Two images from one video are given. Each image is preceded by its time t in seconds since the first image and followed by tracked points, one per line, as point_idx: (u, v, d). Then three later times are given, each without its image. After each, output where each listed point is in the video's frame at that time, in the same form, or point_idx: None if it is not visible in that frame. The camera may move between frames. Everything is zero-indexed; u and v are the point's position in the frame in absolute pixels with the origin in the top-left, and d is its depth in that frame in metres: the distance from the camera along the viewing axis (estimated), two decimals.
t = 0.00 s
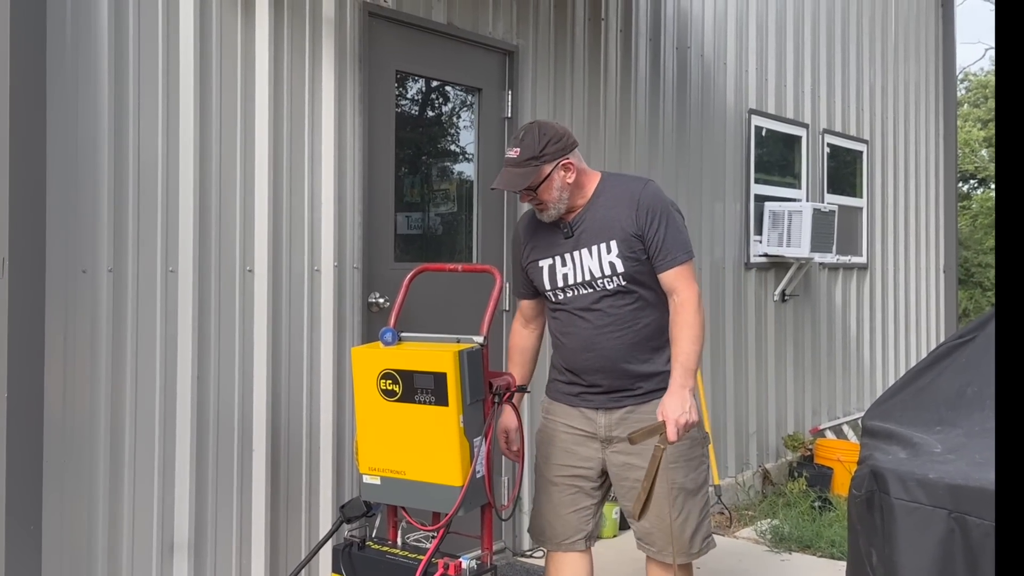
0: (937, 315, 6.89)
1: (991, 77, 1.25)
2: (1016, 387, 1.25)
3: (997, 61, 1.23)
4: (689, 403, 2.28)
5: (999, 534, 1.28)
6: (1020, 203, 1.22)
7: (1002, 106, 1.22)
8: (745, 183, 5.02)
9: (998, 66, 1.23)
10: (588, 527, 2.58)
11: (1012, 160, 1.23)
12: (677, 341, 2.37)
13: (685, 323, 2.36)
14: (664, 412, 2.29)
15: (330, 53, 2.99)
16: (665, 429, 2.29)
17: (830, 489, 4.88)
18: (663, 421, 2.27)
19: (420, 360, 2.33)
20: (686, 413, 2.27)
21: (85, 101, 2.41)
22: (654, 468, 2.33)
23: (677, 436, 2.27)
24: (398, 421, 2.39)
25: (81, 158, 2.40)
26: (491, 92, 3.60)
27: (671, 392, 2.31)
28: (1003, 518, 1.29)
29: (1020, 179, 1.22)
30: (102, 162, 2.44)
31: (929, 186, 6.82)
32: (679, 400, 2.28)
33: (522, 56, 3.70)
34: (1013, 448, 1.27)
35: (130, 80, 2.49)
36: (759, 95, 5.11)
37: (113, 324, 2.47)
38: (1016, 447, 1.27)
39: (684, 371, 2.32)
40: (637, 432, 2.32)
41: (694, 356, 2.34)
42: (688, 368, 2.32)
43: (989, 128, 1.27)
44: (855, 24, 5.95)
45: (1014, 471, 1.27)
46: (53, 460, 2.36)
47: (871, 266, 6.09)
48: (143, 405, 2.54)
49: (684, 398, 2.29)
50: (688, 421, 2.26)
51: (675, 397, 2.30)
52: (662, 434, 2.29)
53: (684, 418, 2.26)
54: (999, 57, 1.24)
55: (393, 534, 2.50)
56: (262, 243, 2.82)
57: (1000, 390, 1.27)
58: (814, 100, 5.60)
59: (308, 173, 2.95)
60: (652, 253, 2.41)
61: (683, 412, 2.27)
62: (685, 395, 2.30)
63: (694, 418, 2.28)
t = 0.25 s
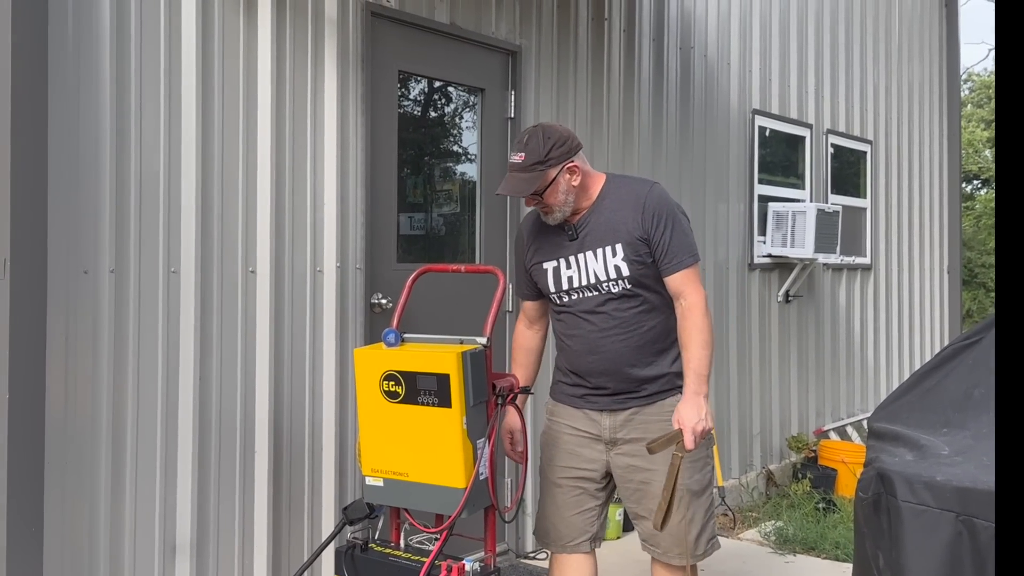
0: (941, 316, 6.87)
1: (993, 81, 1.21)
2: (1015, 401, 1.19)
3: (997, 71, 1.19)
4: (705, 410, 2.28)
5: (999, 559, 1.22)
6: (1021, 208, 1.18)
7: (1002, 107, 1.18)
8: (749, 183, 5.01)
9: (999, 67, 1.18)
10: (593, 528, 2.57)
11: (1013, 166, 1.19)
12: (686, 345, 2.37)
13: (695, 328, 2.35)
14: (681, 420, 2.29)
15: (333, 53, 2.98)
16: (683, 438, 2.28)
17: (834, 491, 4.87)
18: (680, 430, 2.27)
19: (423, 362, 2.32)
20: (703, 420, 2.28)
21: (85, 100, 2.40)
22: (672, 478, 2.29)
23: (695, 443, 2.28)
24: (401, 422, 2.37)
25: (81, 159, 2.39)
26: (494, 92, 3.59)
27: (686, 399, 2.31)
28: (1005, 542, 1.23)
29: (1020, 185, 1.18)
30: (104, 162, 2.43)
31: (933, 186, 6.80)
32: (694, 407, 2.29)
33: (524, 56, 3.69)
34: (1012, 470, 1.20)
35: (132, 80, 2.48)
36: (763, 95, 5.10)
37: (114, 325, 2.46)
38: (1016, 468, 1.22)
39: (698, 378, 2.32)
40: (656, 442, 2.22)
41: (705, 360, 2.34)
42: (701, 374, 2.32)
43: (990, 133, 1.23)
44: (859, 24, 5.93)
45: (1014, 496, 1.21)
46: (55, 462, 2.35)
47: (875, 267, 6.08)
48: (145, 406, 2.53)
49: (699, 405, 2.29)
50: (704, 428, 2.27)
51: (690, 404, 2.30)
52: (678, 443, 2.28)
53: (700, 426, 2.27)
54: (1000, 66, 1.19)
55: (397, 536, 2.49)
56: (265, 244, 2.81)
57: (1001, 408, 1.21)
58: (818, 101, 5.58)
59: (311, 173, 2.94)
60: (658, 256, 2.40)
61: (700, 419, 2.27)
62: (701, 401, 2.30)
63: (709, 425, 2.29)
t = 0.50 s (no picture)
0: (944, 316, 6.86)
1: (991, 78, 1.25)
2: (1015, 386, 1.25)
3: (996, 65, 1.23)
4: (711, 409, 2.29)
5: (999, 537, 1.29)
6: (1020, 201, 1.22)
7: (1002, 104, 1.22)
8: (751, 184, 5.00)
9: (998, 64, 1.22)
10: (597, 529, 2.56)
11: (1012, 161, 1.23)
12: (692, 344, 2.36)
13: (701, 328, 2.34)
14: (687, 419, 2.29)
15: (335, 52, 2.98)
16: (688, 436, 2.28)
17: (837, 491, 4.86)
18: (686, 428, 2.27)
19: (424, 362, 2.31)
20: (708, 419, 2.28)
21: (87, 99, 2.39)
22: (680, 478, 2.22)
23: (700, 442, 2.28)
24: (402, 423, 2.37)
25: (82, 159, 2.38)
26: (496, 92, 3.58)
27: (692, 398, 2.31)
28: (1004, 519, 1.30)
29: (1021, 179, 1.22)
30: (105, 161, 2.42)
31: (936, 187, 6.79)
32: (701, 407, 2.29)
33: (527, 56, 3.68)
34: (1012, 451, 1.27)
35: (133, 79, 2.47)
36: (765, 96, 5.09)
37: (116, 325, 2.45)
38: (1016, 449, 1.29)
39: (705, 377, 2.32)
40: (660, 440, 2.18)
41: (711, 360, 2.34)
42: (707, 373, 2.32)
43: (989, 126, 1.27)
44: (862, 24, 5.92)
45: (1014, 472, 1.29)
46: (55, 462, 2.34)
47: (878, 267, 6.06)
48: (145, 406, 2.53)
49: (705, 405, 2.30)
50: (709, 428, 2.27)
51: (696, 403, 2.30)
52: (684, 442, 2.28)
53: (706, 425, 2.27)
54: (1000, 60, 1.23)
55: (398, 537, 2.48)
56: (266, 244, 2.81)
57: (1000, 390, 1.28)
58: (821, 101, 5.57)
59: (312, 173, 2.93)
60: (666, 256, 2.40)
61: (706, 419, 2.27)
62: (707, 401, 2.30)
63: (714, 424, 2.29)
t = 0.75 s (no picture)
0: (945, 317, 6.85)
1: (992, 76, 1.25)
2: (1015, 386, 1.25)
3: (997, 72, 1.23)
4: (713, 410, 2.29)
5: (999, 538, 1.29)
6: (1020, 204, 1.23)
7: (1001, 102, 1.22)
8: (753, 184, 4.99)
9: (998, 62, 1.22)
10: (598, 530, 2.56)
11: (1012, 159, 1.23)
12: (695, 344, 2.36)
13: (704, 328, 2.34)
14: (689, 419, 2.29)
15: (335, 53, 2.97)
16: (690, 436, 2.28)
17: (838, 492, 4.85)
18: (687, 428, 2.28)
19: (424, 362, 2.30)
20: (710, 420, 2.28)
21: (86, 100, 2.39)
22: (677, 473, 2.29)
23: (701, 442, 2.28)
24: (402, 423, 2.36)
25: (82, 159, 2.38)
26: (497, 92, 3.58)
27: (694, 398, 2.31)
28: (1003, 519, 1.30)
29: (1020, 177, 1.23)
30: (104, 161, 2.42)
31: (937, 187, 6.78)
32: (703, 407, 2.29)
33: (527, 56, 3.68)
34: (1012, 451, 1.28)
35: (133, 80, 2.47)
36: (767, 96, 5.08)
37: (116, 325, 2.45)
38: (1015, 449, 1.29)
39: (707, 377, 2.32)
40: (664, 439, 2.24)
41: (713, 360, 2.33)
42: (710, 373, 2.32)
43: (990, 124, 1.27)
44: (863, 24, 5.91)
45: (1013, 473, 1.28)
46: (55, 462, 2.34)
47: (880, 268, 6.06)
48: (145, 406, 2.52)
49: (708, 405, 2.29)
50: (712, 428, 2.28)
51: (699, 403, 2.30)
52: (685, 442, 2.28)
53: (708, 426, 2.27)
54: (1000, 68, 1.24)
55: (398, 538, 2.47)
56: (266, 244, 2.81)
57: (1000, 390, 1.28)
58: (822, 101, 5.57)
59: (313, 173, 2.93)
60: (669, 256, 2.40)
61: (708, 420, 2.27)
62: (709, 401, 2.30)
63: (717, 425, 2.30)
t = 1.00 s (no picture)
0: (945, 318, 6.85)
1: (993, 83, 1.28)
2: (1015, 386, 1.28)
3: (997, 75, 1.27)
4: (712, 413, 2.28)
5: (999, 536, 1.31)
6: (1020, 203, 1.26)
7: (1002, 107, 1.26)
8: (754, 185, 4.99)
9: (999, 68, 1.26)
10: (598, 531, 2.56)
11: (1012, 162, 1.26)
12: (694, 348, 2.36)
13: (704, 331, 2.34)
14: (688, 423, 2.29)
15: (335, 53, 2.97)
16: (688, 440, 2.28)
17: (838, 493, 4.85)
18: (686, 432, 2.27)
19: (424, 363, 2.30)
20: (709, 424, 2.27)
21: (87, 101, 2.39)
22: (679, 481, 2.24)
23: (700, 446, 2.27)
24: (401, 423, 2.36)
25: (82, 160, 2.38)
26: (497, 92, 3.57)
27: (693, 402, 2.30)
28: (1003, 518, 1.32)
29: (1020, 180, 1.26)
30: (105, 162, 2.42)
31: (937, 188, 6.78)
32: (702, 411, 2.28)
33: (528, 56, 3.68)
34: (1012, 451, 1.30)
35: (134, 80, 2.47)
36: (767, 97, 5.08)
37: (115, 326, 2.45)
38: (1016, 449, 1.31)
39: (706, 383, 2.31)
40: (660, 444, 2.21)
41: (713, 364, 2.33)
42: (709, 376, 2.31)
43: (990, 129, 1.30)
44: (864, 25, 5.91)
45: (1013, 472, 1.31)
46: (54, 462, 2.34)
47: (880, 269, 6.05)
48: (145, 406, 2.53)
49: (707, 409, 2.29)
50: (709, 433, 2.27)
51: (698, 406, 2.29)
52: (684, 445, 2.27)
53: (706, 430, 2.26)
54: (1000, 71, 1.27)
55: (397, 538, 2.48)
56: (266, 245, 2.81)
57: (1000, 391, 1.30)
58: (822, 102, 5.56)
59: (313, 173, 2.93)
60: (670, 258, 2.40)
61: (706, 423, 2.27)
62: (708, 405, 2.29)
63: (715, 430, 2.29)
